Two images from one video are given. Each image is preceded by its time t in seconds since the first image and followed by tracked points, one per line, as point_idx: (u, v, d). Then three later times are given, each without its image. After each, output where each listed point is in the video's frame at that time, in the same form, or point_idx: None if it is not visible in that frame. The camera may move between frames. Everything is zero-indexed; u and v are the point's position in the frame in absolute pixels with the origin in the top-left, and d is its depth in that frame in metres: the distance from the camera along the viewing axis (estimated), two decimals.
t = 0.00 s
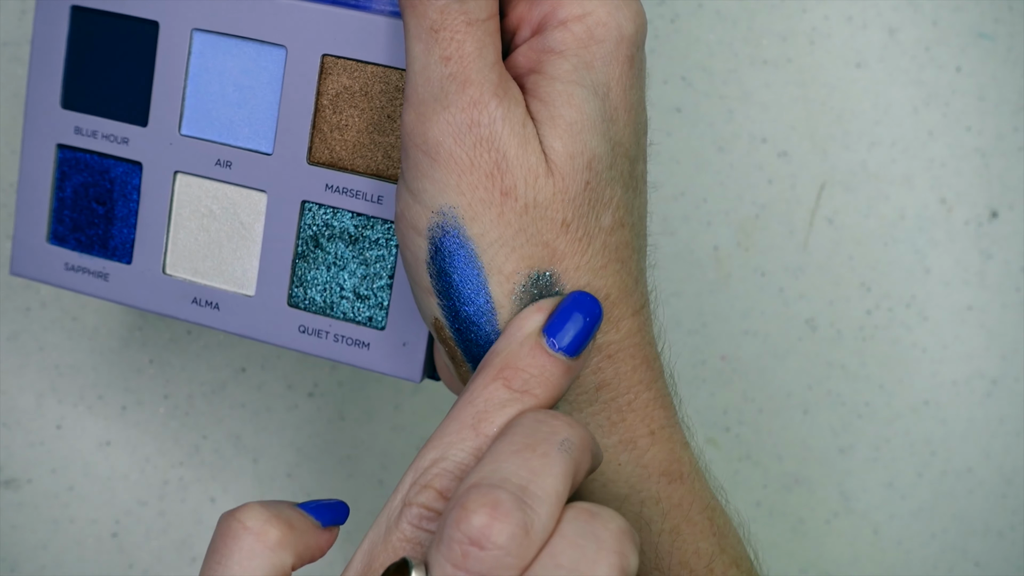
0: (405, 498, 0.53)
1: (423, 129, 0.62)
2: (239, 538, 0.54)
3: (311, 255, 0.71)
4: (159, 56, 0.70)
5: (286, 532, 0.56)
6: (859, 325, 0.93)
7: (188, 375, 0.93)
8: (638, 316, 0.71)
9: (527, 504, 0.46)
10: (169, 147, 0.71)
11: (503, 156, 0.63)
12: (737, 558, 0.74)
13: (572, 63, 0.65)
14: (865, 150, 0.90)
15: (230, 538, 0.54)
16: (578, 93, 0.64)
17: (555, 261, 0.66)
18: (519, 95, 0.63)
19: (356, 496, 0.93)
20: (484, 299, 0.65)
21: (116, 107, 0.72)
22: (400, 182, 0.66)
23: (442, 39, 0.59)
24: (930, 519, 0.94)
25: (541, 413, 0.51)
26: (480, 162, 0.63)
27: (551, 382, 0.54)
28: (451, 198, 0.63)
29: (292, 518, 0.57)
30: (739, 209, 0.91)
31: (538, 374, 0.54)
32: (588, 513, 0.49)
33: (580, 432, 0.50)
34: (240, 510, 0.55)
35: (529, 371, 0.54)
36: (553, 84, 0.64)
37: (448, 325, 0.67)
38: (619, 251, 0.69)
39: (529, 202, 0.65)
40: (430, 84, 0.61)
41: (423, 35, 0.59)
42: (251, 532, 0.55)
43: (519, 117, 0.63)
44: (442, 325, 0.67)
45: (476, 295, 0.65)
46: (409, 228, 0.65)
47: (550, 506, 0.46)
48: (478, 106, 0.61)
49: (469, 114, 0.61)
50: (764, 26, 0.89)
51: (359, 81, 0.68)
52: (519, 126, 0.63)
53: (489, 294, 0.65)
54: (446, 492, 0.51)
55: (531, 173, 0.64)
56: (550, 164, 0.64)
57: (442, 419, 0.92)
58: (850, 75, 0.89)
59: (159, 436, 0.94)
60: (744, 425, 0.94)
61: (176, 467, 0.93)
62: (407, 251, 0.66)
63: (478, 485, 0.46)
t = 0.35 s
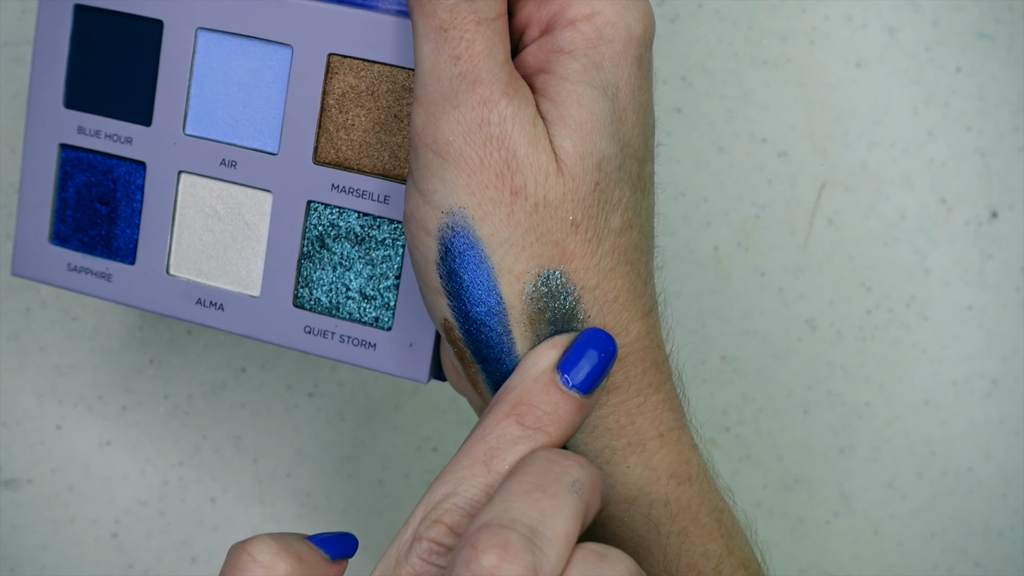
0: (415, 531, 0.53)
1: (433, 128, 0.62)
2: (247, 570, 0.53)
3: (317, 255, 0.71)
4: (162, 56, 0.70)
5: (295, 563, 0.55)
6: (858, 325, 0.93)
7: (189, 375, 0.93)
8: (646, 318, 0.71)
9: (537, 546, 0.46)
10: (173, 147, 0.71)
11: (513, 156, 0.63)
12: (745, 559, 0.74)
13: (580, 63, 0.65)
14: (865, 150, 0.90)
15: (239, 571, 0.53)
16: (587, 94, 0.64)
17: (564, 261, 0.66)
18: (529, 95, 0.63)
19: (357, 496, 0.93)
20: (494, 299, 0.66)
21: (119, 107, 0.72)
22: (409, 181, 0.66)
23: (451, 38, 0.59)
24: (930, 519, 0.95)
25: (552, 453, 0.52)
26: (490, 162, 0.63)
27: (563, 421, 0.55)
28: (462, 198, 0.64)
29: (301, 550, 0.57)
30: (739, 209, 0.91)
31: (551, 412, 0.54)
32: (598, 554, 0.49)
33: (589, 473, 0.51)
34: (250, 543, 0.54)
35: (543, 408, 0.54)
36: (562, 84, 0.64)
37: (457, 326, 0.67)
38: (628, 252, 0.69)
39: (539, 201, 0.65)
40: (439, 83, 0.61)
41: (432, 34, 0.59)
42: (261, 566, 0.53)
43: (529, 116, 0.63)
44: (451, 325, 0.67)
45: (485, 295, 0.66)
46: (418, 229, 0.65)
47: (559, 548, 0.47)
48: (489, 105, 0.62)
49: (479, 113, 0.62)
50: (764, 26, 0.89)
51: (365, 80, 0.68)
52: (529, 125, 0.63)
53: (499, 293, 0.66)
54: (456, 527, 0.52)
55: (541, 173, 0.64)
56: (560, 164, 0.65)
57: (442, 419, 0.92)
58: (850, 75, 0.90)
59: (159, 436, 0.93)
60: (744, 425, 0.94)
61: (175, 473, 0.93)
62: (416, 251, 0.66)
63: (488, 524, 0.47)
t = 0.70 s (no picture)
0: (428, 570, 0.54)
1: (437, 127, 0.62)
2: None
3: (321, 255, 0.71)
4: (165, 55, 0.70)
5: None
6: (859, 325, 0.93)
7: (189, 375, 0.93)
8: (651, 319, 0.71)
9: None
10: (176, 146, 0.71)
11: (518, 156, 0.63)
12: (749, 561, 0.74)
13: (585, 61, 0.65)
14: (866, 150, 0.90)
15: None
16: (592, 93, 0.64)
17: (570, 260, 0.66)
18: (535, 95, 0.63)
19: (358, 497, 0.93)
20: (499, 298, 0.65)
21: (123, 107, 0.72)
22: (414, 182, 0.65)
23: (455, 37, 0.59)
24: (930, 519, 0.95)
25: (566, 495, 0.53)
26: (495, 163, 0.63)
27: (577, 464, 0.56)
28: (467, 198, 0.63)
29: None
30: (741, 209, 0.91)
31: (565, 453, 0.56)
32: None
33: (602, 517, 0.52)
34: None
35: (557, 449, 0.56)
36: (567, 82, 0.64)
37: (462, 326, 0.66)
38: (633, 252, 0.69)
39: (544, 200, 0.65)
40: (444, 82, 0.61)
41: (437, 34, 0.59)
42: None
43: (534, 114, 0.63)
44: (456, 324, 0.67)
45: (491, 295, 0.65)
46: (423, 229, 0.65)
47: None
48: (493, 104, 0.61)
49: (483, 113, 0.61)
50: (765, 26, 0.89)
51: (369, 80, 0.68)
52: (534, 124, 0.63)
53: (504, 292, 0.65)
54: (469, 567, 0.52)
55: (546, 171, 0.64)
56: (565, 164, 0.64)
57: (442, 419, 0.92)
58: (851, 75, 0.90)
59: (159, 436, 0.93)
60: (745, 424, 0.94)
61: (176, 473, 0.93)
62: (421, 251, 0.65)
63: (503, 567, 0.48)
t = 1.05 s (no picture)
0: (405, 517, 0.53)
1: (427, 126, 0.62)
2: (221, 555, 0.57)
3: (313, 259, 0.71)
4: (153, 60, 0.70)
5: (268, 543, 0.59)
6: (859, 325, 0.93)
7: (188, 375, 0.93)
8: (646, 310, 0.71)
9: (528, 527, 0.45)
10: (165, 152, 0.71)
11: (508, 151, 0.63)
12: (745, 559, 0.74)
13: (575, 60, 0.65)
14: (866, 150, 0.90)
15: (214, 559, 0.57)
16: (582, 89, 0.64)
17: (563, 256, 0.66)
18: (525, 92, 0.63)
19: (357, 496, 0.93)
20: (491, 295, 0.65)
21: (111, 113, 0.72)
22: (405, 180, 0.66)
23: (443, 37, 0.59)
24: (930, 519, 0.94)
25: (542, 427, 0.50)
26: (485, 157, 0.63)
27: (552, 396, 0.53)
28: (457, 195, 0.63)
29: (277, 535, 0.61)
30: (740, 209, 0.91)
31: (540, 387, 0.53)
32: (592, 535, 0.49)
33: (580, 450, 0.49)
34: (223, 529, 0.58)
35: (531, 384, 0.53)
36: (557, 79, 0.64)
37: (455, 325, 0.67)
38: (627, 244, 0.69)
39: (535, 196, 0.65)
40: (434, 83, 0.61)
41: (425, 34, 0.59)
42: (234, 553, 0.57)
43: (524, 112, 0.63)
44: (449, 325, 0.67)
45: (483, 293, 0.65)
46: (415, 227, 0.65)
47: (552, 529, 0.46)
48: (482, 102, 0.61)
49: (473, 111, 0.61)
50: (763, 26, 0.89)
51: (358, 83, 0.68)
52: (524, 120, 0.63)
53: (497, 290, 0.65)
54: (445, 511, 0.51)
55: (537, 167, 0.64)
56: (557, 159, 0.64)
57: (442, 419, 0.92)
58: (851, 75, 0.89)
59: (159, 436, 0.93)
60: (745, 424, 0.94)
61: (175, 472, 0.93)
62: (413, 250, 0.66)
63: (478, 506, 0.45)
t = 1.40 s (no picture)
0: (375, 425, 0.51)
1: (419, 133, 0.62)
2: (189, 457, 0.51)
3: (309, 266, 0.71)
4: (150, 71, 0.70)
5: (242, 447, 0.53)
6: (858, 325, 0.93)
7: (188, 375, 0.93)
8: (638, 316, 0.71)
9: (480, 416, 0.44)
10: (163, 162, 0.72)
11: (500, 156, 0.63)
12: (739, 562, 0.74)
13: (566, 66, 0.65)
14: (865, 150, 0.90)
15: (180, 459, 0.52)
16: (573, 95, 0.64)
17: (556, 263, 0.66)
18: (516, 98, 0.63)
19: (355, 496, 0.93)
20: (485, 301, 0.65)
21: (110, 123, 0.72)
22: (398, 188, 0.66)
23: (434, 45, 0.60)
24: (929, 519, 0.94)
25: (508, 333, 0.49)
26: (477, 162, 0.63)
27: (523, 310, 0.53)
28: (450, 201, 0.63)
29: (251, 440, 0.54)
30: (740, 209, 0.91)
31: (510, 298, 0.53)
32: (544, 445, 0.44)
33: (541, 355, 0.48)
34: (191, 431, 0.52)
35: (502, 296, 0.53)
36: (548, 85, 0.64)
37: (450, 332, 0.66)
38: (619, 249, 0.69)
39: (529, 202, 0.64)
40: (425, 90, 0.61)
41: (416, 43, 0.60)
42: (202, 453, 0.51)
43: (515, 119, 0.63)
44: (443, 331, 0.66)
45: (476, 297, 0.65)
46: (408, 234, 0.65)
47: (502, 423, 0.44)
48: (474, 109, 0.61)
49: (464, 117, 0.61)
50: (763, 26, 0.89)
51: (352, 91, 0.68)
52: (515, 127, 0.63)
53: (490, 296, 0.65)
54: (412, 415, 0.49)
55: (529, 173, 0.64)
56: (548, 163, 0.64)
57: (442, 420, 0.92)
58: (850, 75, 0.89)
59: (158, 437, 0.94)
60: (744, 425, 0.94)
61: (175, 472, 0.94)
62: (407, 257, 0.66)
63: (433, 396, 0.45)
